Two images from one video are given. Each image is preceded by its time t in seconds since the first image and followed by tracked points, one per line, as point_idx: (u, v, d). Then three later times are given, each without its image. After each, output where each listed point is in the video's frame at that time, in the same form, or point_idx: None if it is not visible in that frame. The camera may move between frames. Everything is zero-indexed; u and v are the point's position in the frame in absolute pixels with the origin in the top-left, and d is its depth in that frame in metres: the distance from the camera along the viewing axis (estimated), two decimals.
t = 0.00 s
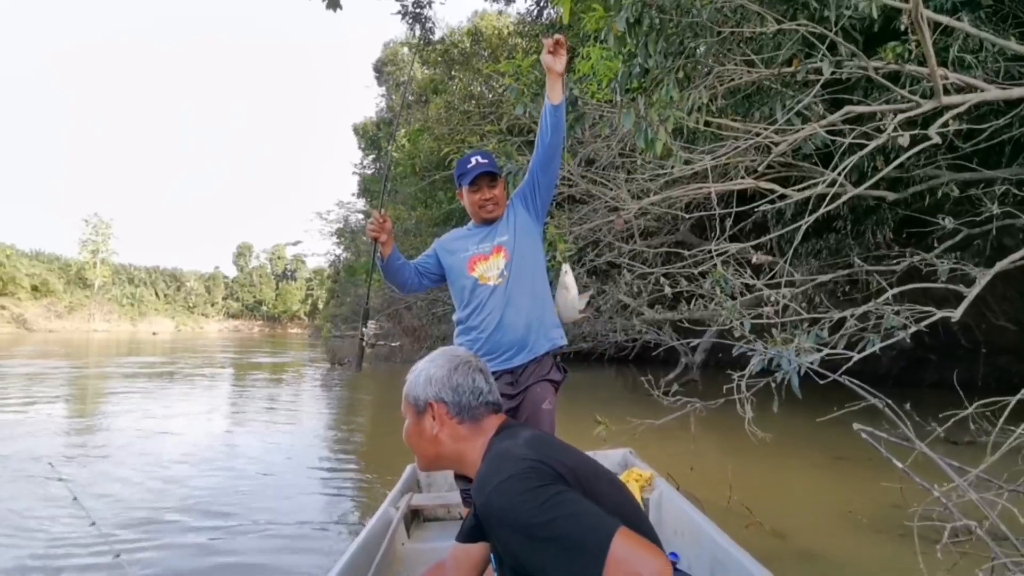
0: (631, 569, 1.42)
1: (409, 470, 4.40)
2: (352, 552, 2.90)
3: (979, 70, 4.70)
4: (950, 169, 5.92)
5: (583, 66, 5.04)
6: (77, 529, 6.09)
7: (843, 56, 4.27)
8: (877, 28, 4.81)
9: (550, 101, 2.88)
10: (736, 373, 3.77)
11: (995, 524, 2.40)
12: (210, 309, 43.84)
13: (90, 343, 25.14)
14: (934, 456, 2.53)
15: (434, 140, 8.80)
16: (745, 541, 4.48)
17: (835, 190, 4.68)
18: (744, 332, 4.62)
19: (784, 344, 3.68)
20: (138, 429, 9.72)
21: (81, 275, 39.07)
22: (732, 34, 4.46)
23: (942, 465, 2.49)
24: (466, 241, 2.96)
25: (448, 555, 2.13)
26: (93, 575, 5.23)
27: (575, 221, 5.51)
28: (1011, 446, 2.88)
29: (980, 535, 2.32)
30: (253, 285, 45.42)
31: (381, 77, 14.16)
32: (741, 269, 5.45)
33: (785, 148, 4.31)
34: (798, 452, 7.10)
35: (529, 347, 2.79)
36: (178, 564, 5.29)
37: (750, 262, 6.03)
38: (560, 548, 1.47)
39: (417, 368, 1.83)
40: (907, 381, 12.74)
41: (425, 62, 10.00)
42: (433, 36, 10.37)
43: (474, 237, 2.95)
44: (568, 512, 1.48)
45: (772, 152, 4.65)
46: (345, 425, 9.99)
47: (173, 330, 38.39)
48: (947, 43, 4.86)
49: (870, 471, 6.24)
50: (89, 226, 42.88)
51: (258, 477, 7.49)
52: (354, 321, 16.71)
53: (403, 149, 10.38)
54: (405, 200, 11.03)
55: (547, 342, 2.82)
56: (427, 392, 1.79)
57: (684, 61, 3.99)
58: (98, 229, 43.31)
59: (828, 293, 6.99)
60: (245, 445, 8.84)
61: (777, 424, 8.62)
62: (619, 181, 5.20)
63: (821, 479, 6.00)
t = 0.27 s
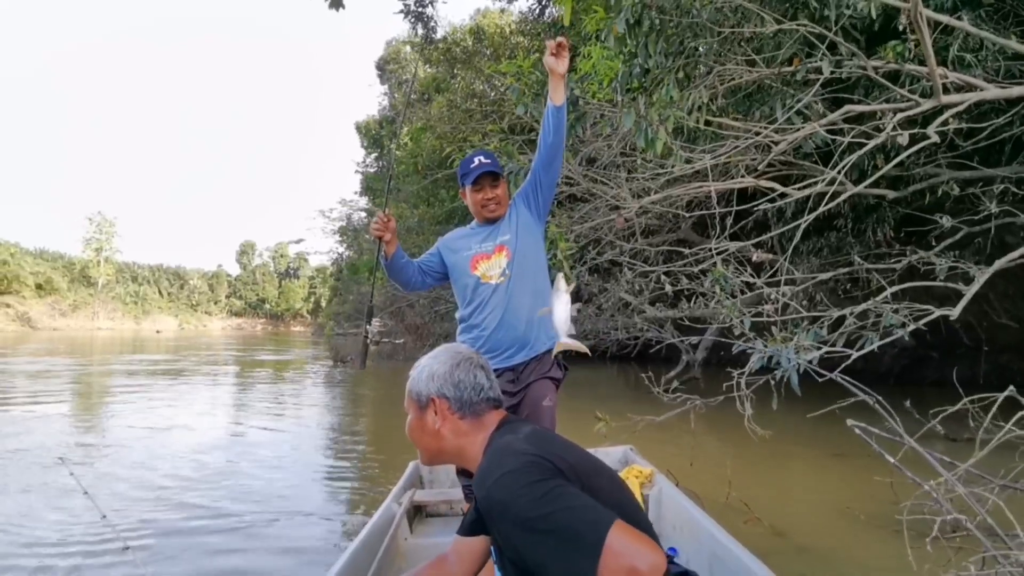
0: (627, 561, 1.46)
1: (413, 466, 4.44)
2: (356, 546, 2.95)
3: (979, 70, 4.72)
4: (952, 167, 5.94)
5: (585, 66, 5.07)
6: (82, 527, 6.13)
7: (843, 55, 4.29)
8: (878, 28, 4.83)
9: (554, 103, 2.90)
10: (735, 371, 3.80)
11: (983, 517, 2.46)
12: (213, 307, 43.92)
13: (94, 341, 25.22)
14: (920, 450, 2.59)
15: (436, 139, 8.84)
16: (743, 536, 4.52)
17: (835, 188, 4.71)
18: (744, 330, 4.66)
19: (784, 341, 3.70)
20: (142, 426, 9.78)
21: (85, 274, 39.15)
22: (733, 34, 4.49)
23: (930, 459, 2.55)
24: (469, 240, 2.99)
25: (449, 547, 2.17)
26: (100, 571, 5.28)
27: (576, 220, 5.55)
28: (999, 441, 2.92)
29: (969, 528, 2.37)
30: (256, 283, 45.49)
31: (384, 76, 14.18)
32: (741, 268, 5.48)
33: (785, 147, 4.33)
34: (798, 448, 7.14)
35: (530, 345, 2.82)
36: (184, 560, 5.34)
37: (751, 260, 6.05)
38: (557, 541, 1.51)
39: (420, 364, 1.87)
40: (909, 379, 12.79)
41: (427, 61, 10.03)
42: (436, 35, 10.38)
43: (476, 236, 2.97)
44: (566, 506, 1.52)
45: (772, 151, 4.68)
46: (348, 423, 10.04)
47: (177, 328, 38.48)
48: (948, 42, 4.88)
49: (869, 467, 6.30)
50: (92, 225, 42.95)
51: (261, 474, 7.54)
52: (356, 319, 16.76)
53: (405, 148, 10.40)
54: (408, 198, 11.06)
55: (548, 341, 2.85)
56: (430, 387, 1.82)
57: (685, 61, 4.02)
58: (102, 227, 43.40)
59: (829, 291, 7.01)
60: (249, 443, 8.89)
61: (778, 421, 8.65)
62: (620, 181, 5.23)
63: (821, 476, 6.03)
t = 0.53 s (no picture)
0: (620, 555, 1.50)
1: (413, 463, 4.46)
2: (356, 541, 2.97)
3: (977, 68, 4.73)
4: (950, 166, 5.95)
5: (584, 66, 5.08)
6: (84, 524, 6.16)
7: (841, 54, 4.31)
8: (876, 26, 4.84)
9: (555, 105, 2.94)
10: (733, 368, 3.81)
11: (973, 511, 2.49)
12: (214, 306, 43.96)
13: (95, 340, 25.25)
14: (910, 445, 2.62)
15: (437, 137, 8.85)
16: (740, 532, 4.54)
17: (833, 187, 4.72)
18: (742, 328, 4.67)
19: (782, 339, 3.71)
20: (144, 425, 9.81)
21: (86, 273, 39.16)
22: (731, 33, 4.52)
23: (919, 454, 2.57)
24: (469, 238, 3.00)
25: (448, 542, 2.20)
26: (103, 567, 5.31)
27: (576, 218, 5.57)
28: (989, 437, 2.95)
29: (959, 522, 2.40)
30: (257, 282, 45.53)
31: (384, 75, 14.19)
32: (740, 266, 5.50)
33: (784, 145, 4.35)
34: (797, 445, 7.16)
35: (529, 343, 2.84)
36: (186, 557, 5.37)
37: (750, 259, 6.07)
38: (552, 535, 1.54)
39: (421, 360, 1.89)
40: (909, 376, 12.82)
41: (427, 61, 10.04)
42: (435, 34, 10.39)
43: (476, 234, 2.99)
44: (562, 501, 1.55)
45: (770, 150, 4.70)
46: (348, 421, 10.06)
47: (178, 327, 38.50)
48: (946, 41, 4.89)
49: (867, 463, 6.32)
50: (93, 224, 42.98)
51: (262, 472, 7.56)
52: (357, 318, 16.79)
53: (405, 147, 10.42)
54: (408, 197, 11.07)
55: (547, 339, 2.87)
56: (429, 383, 1.84)
57: (683, 60, 4.05)
58: (103, 226, 43.42)
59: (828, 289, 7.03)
60: (250, 441, 8.92)
61: (777, 419, 8.67)
62: (619, 180, 5.26)
63: (819, 473, 6.05)
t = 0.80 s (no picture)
0: (616, 550, 1.51)
1: (414, 460, 4.47)
2: (357, 536, 2.99)
3: (975, 64, 4.73)
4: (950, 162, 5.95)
5: (583, 62, 5.08)
6: (86, 521, 6.18)
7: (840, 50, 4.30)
8: (875, 22, 4.83)
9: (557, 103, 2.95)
10: (733, 365, 3.82)
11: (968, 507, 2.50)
12: (215, 305, 43.98)
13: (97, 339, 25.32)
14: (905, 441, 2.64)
15: (437, 135, 8.85)
16: (739, 528, 4.56)
17: (832, 183, 4.71)
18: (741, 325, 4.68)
19: (782, 336, 3.71)
20: (145, 423, 9.83)
21: (87, 272, 39.18)
22: (731, 30, 4.54)
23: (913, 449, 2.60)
24: (470, 234, 3.00)
25: (447, 536, 2.25)
26: (105, 563, 5.33)
27: (575, 215, 5.58)
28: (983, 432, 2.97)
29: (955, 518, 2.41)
30: (258, 280, 45.56)
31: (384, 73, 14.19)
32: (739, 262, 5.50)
33: (783, 142, 4.35)
34: (797, 442, 7.17)
35: (529, 340, 2.84)
36: (187, 554, 5.38)
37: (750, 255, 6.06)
38: (550, 529, 1.54)
39: (424, 351, 1.89)
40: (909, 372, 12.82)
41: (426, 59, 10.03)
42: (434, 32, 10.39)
43: (477, 230, 2.99)
44: (559, 495, 1.55)
45: (769, 146, 4.70)
46: (349, 418, 10.08)
47: (179, 326, 38.53)
48: (945, 36, 4.88)
49: (865, 459, 6.35)
50: (94, 223, 43.00)
51: (263, 470, 7.58)
52: (358, 316, 16.80)
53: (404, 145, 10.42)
54: (408, 195, 11.08)
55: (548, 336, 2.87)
56: (431, 375, 1.84)
57: (682, 57, 4.09)
58: (103, 225, 43.45)
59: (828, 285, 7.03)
60: (251, 439, 8.93)
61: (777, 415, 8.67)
62: (618, 177, 5.26)
63: (818, 469, 6.06)
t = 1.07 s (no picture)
0: (613, 545, 1.52)
1: (414, 457, 4.49)
2: (357, 531, 3.01)
3: (973, 63, 4.74)
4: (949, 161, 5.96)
5: (583, 62, 5.11)
6: (89, 517, 6.21)
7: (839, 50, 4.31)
8: (874, 21, 4.84)
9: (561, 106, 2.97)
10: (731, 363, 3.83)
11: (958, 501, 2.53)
12: (217, 305, 44.03)
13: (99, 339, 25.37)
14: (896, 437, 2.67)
15: (437, 134, 8.88)
16: (736, 525, 4.58)
17: (831, 182, 4.72)
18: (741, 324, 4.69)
19: (781, 335, 3.72)
20: (147, 421, 9.86)
21: (89, 272, 39.24)
22: (730, 30, 4.56)
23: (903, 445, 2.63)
24: (471, 233, 3.02)
25: (446, 531, 2.25)
26: (107, 559, 5.36)
27: (575, 214, 5.60)
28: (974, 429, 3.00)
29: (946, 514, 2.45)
30: (260, 280, 45.61)
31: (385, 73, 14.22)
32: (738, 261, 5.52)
33: (782, 141, 4.36)
34: (796, 440, 7.18)
35: (530, 338, 2.86)
36: (188, 550, 5.41)
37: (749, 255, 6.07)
38: (547, 525, 1.56)
39: (425, 346, 1.91)
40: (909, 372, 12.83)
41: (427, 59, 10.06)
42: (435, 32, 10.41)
43: (479, 229, 3.01)
44: (556, 491, 1.57)
45: (768, 146, 4.71)
46: (351, 418, 10.11)
47: (180, 326, 38.57)
48: (943, 36, 4.90)
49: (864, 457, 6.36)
50: (96, 223, 43.07)
51: (264, 468, 7.60)
52: (359, 316, 16.83)
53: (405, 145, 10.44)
54: (409, 195, 11.10)
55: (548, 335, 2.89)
56: (431, 370, 1.86)
57: (680, 56, 4.11)
58: (105, 225, 43.51)
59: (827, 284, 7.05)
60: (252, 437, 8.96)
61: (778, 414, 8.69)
62: (617, 176, 5.28)
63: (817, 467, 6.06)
